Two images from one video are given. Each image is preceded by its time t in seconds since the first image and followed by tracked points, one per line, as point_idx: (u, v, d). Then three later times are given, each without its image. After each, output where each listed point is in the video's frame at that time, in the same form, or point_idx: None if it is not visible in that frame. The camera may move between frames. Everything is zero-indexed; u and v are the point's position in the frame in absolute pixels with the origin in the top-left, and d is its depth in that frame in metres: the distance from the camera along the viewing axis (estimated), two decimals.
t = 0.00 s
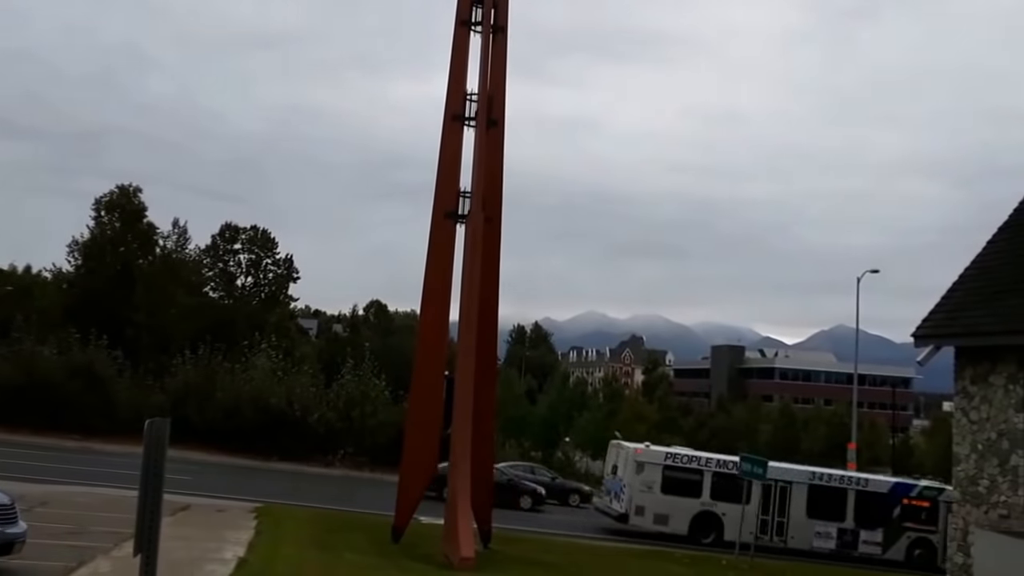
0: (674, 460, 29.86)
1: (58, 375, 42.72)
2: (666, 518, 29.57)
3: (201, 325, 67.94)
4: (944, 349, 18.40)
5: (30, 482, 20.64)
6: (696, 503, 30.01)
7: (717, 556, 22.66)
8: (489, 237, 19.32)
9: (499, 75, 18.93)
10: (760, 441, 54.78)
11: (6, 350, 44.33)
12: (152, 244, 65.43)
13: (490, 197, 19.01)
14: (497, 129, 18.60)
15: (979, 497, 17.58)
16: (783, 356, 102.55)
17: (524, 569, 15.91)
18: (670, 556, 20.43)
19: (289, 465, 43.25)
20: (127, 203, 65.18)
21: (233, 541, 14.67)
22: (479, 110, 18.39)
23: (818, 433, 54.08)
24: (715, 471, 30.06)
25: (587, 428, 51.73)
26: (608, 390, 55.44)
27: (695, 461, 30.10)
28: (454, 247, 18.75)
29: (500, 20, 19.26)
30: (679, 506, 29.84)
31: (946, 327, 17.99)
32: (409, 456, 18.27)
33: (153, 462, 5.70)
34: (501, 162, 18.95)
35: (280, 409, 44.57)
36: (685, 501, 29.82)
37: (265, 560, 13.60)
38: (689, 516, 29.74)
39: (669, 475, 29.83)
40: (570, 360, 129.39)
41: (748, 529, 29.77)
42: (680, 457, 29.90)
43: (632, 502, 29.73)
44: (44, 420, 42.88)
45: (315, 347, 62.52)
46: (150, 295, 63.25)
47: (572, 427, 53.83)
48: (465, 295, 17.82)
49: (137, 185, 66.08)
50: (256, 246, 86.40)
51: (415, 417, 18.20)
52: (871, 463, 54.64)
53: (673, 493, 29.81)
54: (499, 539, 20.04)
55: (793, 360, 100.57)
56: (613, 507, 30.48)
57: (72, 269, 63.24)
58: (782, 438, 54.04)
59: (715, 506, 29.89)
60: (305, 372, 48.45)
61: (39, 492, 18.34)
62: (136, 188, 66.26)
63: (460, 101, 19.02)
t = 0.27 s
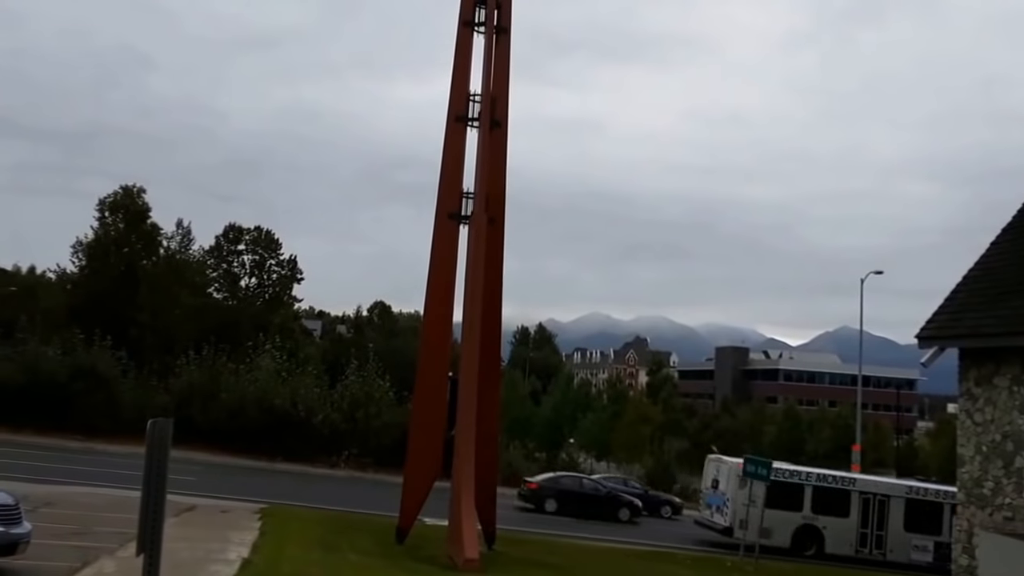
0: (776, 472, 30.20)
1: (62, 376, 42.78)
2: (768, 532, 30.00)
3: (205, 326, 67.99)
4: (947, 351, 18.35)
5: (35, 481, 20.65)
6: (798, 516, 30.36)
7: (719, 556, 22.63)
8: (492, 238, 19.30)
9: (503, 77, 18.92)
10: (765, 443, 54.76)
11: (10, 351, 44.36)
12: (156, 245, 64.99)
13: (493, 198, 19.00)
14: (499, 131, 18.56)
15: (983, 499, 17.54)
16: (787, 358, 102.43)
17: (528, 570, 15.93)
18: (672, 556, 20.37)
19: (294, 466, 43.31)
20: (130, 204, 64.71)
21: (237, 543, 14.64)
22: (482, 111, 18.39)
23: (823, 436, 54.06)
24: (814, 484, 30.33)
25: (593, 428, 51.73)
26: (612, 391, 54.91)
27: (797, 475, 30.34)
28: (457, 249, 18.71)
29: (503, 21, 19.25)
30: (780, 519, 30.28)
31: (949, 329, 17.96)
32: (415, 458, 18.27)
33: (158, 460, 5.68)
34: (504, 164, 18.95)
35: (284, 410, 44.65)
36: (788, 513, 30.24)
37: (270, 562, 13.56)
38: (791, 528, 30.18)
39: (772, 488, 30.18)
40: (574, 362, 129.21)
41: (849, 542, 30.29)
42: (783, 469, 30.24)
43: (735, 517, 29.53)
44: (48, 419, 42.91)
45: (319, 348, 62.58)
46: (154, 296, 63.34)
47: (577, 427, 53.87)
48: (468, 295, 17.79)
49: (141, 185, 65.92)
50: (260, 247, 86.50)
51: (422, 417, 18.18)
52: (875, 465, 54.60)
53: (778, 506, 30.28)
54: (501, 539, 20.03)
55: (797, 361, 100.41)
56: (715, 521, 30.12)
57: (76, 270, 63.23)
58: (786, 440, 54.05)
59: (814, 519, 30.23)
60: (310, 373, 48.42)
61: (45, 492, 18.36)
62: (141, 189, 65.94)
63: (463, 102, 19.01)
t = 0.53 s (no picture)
0: (896, 487, 31.87)
1: (85, 377, 43.10)
2: (889, 545, 31.74)
3: (227, 327, 67.99)
4: (971, 352, 18.04)
5: (58, 482, 20.74)
6: (919, 530, 32.20)
7: (743, 557, 22.41)
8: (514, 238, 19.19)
9: (525, 77, 18.84)
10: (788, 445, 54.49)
11: (33, 352, 44.69)
12: (178, 245, 65.91)
13: (516, 199, 18.92)
14: (521, 131, 18.47)
15: (1007, 502, 17.24)
16: (810, 359, 101.76)
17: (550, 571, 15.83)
18: (695, 557, 20.18)
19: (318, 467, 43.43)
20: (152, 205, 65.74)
21: (261, 544, 14.62)
22: (504, 111, 18.33)
23: (847, 438, 53.70)
24: (933, 498, 32.16)
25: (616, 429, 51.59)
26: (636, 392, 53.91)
27: (917, 490, 32.12)
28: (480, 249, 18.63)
29: (525, 21, 19.19)
30: (901, 532, 31.96)
31: (972, 330, 17.65)
32: (438, 457, 18.21)
33: (181, 459, 5.62)
34: (525, 164, 18.85)
35: (307, 411, 44.79)
36: (909, 527, 32.02)
37: (294, 563, 13.51)
38: (913, 542, 31.92)
39: (892, 502, 31.92)
40: (596, 363, 128.98)
41: (966, 554, 32.37)
42: (903, 484, 31.92)
43: (858, 530, 31.74)
44: (70, 420, 43.22)
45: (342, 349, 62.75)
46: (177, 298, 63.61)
47: (600, 428, 53.83)
48: (491, 296, 17.68)
49: (163, 187, 66.61)
50: (283, 248, 86.99)
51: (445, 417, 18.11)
52: (898, 467, 54.07)
53: (899, 520, 32.02)
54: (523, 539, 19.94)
55: (820, 362, 99.72)
56: (838, 533, 32.30)
57: (99, 270, 63.49)
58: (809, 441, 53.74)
59: (936, 533, 32.15)
60: (333, 373, 48.47)
61: (67, 492, 18.47)
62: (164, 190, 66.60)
63: (485, 103, 18.94)
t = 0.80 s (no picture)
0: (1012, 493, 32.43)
1: (128, 377, 43.77)
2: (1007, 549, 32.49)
3: (269, 327, 68.55)
4: (1010, 353, 17.50)
5: (101, 482, 21.03)
6: None
7: (784, 558, 22.04)
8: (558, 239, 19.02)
9: (570, 77, 18.65)
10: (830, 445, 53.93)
11: (77, 352, 45.24)
12: (222, 245, 66.89)
13: (560, 199, 18.73)
14: (564, 132, 18.28)
15: None
16: (851, 358, 100.33)
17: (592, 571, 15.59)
18: (736, 557, 19.89)
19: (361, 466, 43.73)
20: (197, 204, 66.86)
21: (306, 544, 14.63)
22: (548, 113, 18.17)
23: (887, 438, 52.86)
24: None
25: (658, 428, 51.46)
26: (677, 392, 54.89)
27: None
28: (523, 250, 18.49)
29: (570, 22, 19.03)
30: None
31: (1012, 330, 17.12)
32: (480, 457, 18.14)
33: (225, 461, 5.61)
34: (569, 165, 18.66)
35: (350, 410, 45.10)
36: None
37: (339, 563, 13.49)
38: None
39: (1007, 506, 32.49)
40: (635, 362, 128.39)
41: None
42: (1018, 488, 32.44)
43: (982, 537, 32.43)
44: (113, 419, 43.81)
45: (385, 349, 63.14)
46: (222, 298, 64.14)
47: (643, 429, 53.72)
48: (534, 297, 17.52)
49: (208, 187, 67.59)
50: (327, 247, 87.63)
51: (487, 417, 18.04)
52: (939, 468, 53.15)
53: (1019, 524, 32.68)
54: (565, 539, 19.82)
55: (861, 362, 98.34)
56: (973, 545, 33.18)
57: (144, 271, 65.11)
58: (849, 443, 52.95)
59: None
60: (375, 373, 48.66)
61: (110, 493, 18.69)
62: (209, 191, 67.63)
63: (529, 103, 18.76)
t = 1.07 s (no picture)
0: None
1: (180, 375, 44.83)
2: None
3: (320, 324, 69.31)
4: None
5: (146, 480, 21.64)
6: None
7: (821, 553, 21.74)
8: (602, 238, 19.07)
9: (615, 79, 18.68)
10: (867, 442, 53.43)
11: (130, 350, 46.18)
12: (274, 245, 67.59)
13: (605, 199, 18.77)
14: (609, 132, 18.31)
15: None
16: (888, 357, 98.54)
17: (635, 568, 15.58)
18: (777, 554, 19.77)
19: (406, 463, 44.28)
20: (249, 204, 67.94)
21: (353, 540, 14.93)
22: (594, 114, 18.24)
23: (923, 436, 52.12)
24: None
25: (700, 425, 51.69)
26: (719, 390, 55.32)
27: None
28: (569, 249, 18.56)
29: (615, 25, 19.08)
30: None
31: None
32: (525, 453, 18.26)
33: (276, 457, 5.81)
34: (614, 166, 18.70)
35: (397, 408, 45.62)
36: None
37: (385, 559, 13.76)
38: None
39: None
40: (678, 360, 127.69)
41: None
42: None
43: None
44: (164, 417, 44.83)
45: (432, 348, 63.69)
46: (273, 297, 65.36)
47: (686, 427, 53.71)
48: (580, 296, 17.58)
49: (259, 188, 68.83)
50: (376, 247, 88.45)
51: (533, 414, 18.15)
52: (974, 464, 52.28)
53: None
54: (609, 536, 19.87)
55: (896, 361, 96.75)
56: None
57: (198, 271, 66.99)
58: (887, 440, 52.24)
59: None
60: (422, 372, 49.02)
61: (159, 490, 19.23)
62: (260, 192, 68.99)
63: (575, 105, 18.84)
